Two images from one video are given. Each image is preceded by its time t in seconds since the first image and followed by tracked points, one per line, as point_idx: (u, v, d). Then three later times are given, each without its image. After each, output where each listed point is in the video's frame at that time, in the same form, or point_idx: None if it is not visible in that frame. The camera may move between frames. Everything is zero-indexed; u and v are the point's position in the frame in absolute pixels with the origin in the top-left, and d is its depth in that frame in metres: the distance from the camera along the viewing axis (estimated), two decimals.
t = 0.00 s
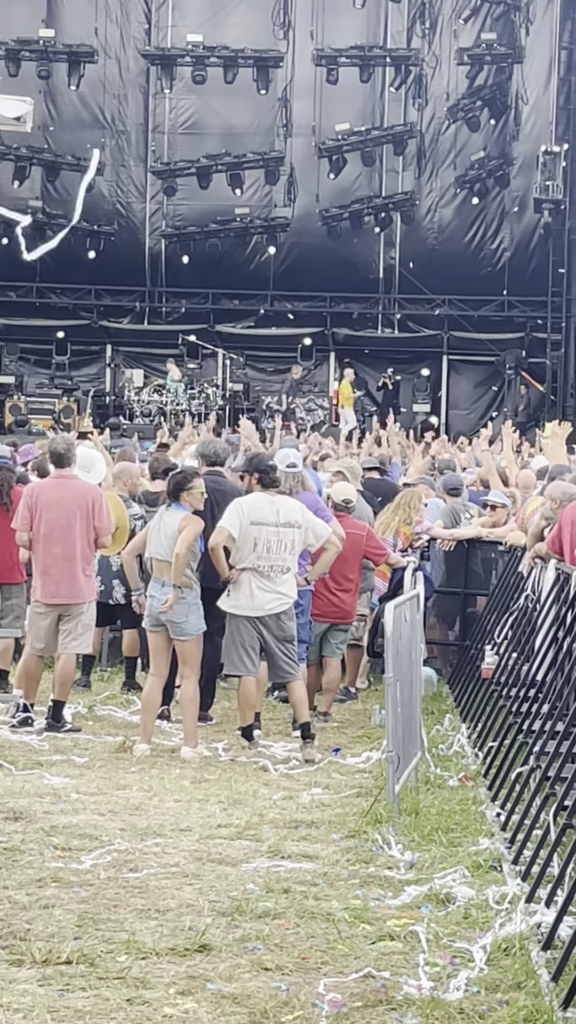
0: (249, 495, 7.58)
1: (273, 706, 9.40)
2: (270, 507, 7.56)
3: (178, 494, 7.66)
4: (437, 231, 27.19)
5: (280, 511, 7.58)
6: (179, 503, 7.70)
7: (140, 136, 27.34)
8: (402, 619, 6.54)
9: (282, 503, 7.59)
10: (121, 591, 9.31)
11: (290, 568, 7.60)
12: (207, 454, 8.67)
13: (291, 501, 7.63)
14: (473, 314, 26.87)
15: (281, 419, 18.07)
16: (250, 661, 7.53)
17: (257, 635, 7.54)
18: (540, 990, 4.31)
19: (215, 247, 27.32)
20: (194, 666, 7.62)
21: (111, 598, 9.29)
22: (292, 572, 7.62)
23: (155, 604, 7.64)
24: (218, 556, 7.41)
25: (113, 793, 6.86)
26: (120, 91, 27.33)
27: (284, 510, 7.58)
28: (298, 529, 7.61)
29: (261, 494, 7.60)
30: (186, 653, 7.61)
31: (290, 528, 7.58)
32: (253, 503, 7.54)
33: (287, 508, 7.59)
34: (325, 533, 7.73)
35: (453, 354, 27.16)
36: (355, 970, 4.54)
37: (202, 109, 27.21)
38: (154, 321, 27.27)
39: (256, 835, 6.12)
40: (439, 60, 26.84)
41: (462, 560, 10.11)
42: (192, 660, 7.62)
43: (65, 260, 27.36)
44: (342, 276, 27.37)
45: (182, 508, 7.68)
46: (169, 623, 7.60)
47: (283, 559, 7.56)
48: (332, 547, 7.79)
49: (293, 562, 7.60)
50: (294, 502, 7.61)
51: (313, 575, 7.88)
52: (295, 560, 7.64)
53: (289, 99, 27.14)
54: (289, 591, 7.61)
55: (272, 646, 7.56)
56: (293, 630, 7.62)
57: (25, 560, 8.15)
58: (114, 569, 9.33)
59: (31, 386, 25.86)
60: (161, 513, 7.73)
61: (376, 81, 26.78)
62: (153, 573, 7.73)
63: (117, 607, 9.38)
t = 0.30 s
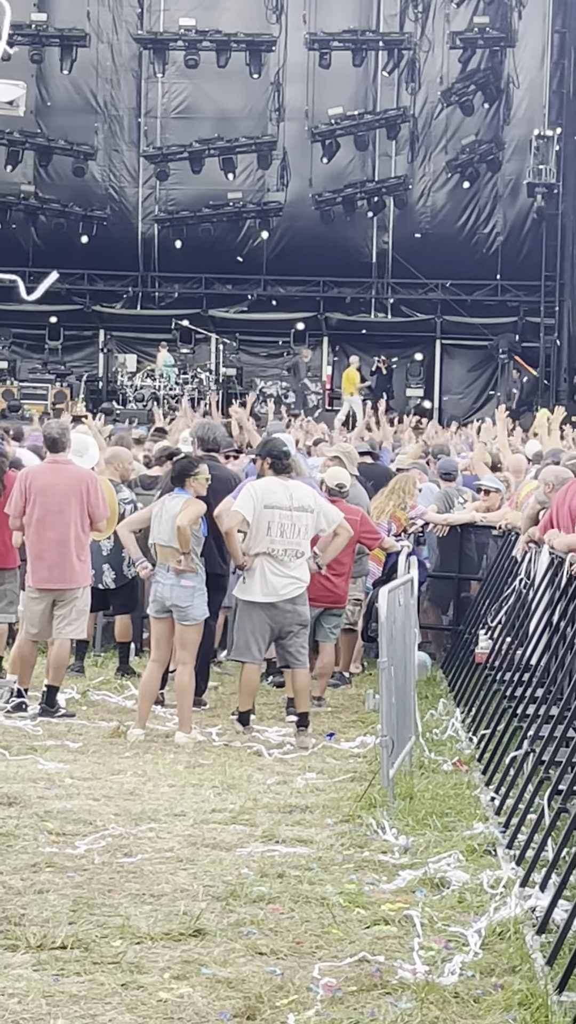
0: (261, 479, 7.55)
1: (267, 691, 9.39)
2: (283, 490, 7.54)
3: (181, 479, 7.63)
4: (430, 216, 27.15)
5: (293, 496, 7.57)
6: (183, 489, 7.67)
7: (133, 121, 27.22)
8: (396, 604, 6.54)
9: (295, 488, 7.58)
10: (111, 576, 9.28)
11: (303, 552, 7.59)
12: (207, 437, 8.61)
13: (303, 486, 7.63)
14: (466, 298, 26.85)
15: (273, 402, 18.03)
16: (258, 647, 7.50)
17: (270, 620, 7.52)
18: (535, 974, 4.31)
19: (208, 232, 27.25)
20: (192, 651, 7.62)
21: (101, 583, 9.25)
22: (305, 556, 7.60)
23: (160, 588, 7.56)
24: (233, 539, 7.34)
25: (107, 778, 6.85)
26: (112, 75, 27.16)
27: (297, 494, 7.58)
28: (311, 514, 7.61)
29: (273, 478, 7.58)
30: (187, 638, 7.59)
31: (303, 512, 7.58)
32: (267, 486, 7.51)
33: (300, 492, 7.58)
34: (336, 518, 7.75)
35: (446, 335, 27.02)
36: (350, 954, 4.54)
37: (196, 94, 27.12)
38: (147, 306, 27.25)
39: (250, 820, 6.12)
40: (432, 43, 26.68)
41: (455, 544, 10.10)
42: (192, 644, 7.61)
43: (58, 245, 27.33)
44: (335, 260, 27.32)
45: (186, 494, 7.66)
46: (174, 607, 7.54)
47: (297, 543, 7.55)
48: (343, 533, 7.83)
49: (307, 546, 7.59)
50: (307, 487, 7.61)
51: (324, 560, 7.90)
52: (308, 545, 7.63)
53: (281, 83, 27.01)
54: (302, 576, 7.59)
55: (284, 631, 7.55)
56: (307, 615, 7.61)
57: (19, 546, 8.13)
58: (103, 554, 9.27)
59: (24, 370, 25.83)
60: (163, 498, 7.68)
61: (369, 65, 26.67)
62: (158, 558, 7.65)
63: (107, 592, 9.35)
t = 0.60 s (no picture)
0: (273, 461, 7.54)
1: (261, 676, 9.40)
2: (295, 474, 7.53)
3: (185, 464, 7.62)
4: (423, 200, 27.02)
5: (305, 478, 7.56)
6: (185, 474, 7.65)
7: (126, 105, 27.09)
8: (391, 588, 6.53)
9: (307, 471, 7.57)
10: (104, 560, 9.26)
11: (314, 535, 7.58)
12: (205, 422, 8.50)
13: (314, 470, 7.62)
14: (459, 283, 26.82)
15: (266, 387, 18.01)
16: (269, 629, 7.47)
17: (282, 603, 7.49)
18: (529, 958, 4.32)
19: (202, 217, 27.22)
20: (190, 635, 7.62)
21: (93, 567, 9.24)
22: (316, 540, 7.60)
23: (162, 572, 7.56)
24: (246, 520, 7.33)
25: (102, 763, 6.86)
26: (106, 60, 27.05)
27: (309, 478, 7.57)
28: (322, 497, 7.61)
29: (284, 461, 7.57)
30: (185, 623, 7.59)
31: (314, 495, 7.57)
32: (280, 469, 7.49)
33: (311, 476, 7.57)
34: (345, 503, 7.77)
35: (440, 320, 27.03)
36: (344, 938, 4.54)
37: (188, 78, 26.89)
38: (141, 291, 27.26)
39: (244, 805, 6.13)
40: (425, 28, 26.50)
41: (449, 529, 10.10)
42: (189, 628, 7.59)
43: (52, 229, 27.31)
44: (329, 246, 27.31)
45: (189, 479, 7.65)
46: (176, 591, 7.55)
47: (309, 526, 7.54)
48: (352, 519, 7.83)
49: (318, 530, 7.59)
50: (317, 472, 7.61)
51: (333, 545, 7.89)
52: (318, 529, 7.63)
53: (275, 68, 26.86)
54: (313, 559, 7.59)
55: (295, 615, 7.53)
56: (316, 599, 7.61)
57: (13, 530, 8.11)
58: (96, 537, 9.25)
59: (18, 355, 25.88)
60: (166, 484, 7.67)
61: (363, 50, 26.52)
62: (159, 543, 7.63)
63: (100, 577, 9.33)
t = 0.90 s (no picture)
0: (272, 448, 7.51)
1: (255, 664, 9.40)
2: (293, 461, 7.51)
3: (184, 451, 7.59)
4: (418, 187, 26.92)
5: (303, 465, 7.56)
6: (184, 461, 7.64)
7: (120, 92, 26.97)
8: (385, 576, 6.52)
9: (305, 458, 7.56)
10: (99, 548, 9.24)
11: (311, 522, 7.58)
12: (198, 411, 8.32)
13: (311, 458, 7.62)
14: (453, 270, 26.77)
15: (260, 375, 17.96)
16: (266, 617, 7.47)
17: (279, 590, 7.49)
18: (522, 945, 4.31)
19: (196, 204, 27.14)
20: (185, 622, 7.60)
21: (88, 555, 9.22)
22: (312, 527, 7.60)
23: (161, 559, 7.55)
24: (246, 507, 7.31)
25: (96, 750, 6.85)
26: (100, 47, 26.94)
27: (306, 466, 7.57)
28: (319, 485, 7.61)
29: (282, 447, 7.55)
30: (181, 610, 7.59)
31: (312, 482, 7.57)
32: (279, 455, 7.47)
33: (309, 463, 7.57)
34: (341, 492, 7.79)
35: (434, 307, 27.01)
36: (337, 925, 4.55)
37: (183, 65, 26.80)
38: (135, 278, 27.24)
39: (238, 792, 6.12)
40: (419, 15, 26.44)
41: (443, 516, 10.09)
42: (183, 616, 7.60)
43: (46, 216, 27.23)
44: (323, 234, 27.25)
45: (188, 466, 7.63)
46: (173, 578, 7.55)
47: (307, 513, 7.54)
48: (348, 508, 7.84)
49: (314, 517, 7.59)
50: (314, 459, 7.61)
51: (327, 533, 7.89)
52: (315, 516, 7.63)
53: (269, 55, 26.74)
54: (310, 546, 7.59)
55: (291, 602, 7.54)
56: (312, 586, 7.62)
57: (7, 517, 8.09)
58: (91, 525, 9.23)
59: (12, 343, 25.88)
60: (166, 471, 7.65)
61: (357, 36, 26.43)
62: (158, 530, 7.62)
63: (95, 564, 9.32)
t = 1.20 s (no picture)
0: (255, 442, 7.51)
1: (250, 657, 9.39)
2: (277, 454, 7.50)
3: (181, 444, 7.59)
4: (413, 180, 26.89)
5: (286, 459, 7.53)
6: (181, 455, 7.64)
7: (115, 85, 26.89)
8: (380, 569, 6.50)
9: (288, 451, 7.54)
10: (94, 541, 9.22)
11: (295, 515, 7.57)
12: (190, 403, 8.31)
13: (295, 450, 7.59)
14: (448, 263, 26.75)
15: (254, 369, 17.96)
16: (251, 611, 7.44)
17: (263, 584, 7.46)
18: (517, 937, 4.30)
19: (190, 198, 27.09)
20: (181, 615, 7.57)
21: (83, 548, 9.19)
22: (298, 521, 7.59)
23: (159, 553, 7.54)
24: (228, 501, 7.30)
25: (91, 744, 6.84)
26: (94, 41, 26.88)
27: (291, 458, 7.54)
28: (303, 477, 7.59)
29: (266, 442, 7.54)
30: (179, 603, 7.56)
31: (296, 475, 7.55)
32: (262, 450, 7.46)
33: (293, 456, 7.55)
34: (327, 484, 7.74)
35: (429, 301, 27.00)
36: (332, 917, 4.54)
37: (178, 59, 26.72)
38: (130, 272, 27.20)
39: (233, 785, 6.11)
40: (414, 7, 26.37)
41: (439, 509, 10.07)
42: (180, 609, 7.56)
43: (40, 210, 27.19)
44: (318, 226, 27.20)
45: (185, 460, 7.64)
46: (171, 572, 7.52)
47: (290, 507, 7.52)
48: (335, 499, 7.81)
49: (298, 510, 7.57)
50: (299, 451, 7.58)
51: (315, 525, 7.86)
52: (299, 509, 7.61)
53: (263, 48, 26.66)
54: (295, 540, 7.57)
55: (278, 596, 7.50)
56: (298, 580, 7.58)
57: None
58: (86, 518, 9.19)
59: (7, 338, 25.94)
60: (163, 465, 7.67)
61: (352, 29, 26.34)
62: (156, 523, 7.64)
63: (90, 557, 9.29)
